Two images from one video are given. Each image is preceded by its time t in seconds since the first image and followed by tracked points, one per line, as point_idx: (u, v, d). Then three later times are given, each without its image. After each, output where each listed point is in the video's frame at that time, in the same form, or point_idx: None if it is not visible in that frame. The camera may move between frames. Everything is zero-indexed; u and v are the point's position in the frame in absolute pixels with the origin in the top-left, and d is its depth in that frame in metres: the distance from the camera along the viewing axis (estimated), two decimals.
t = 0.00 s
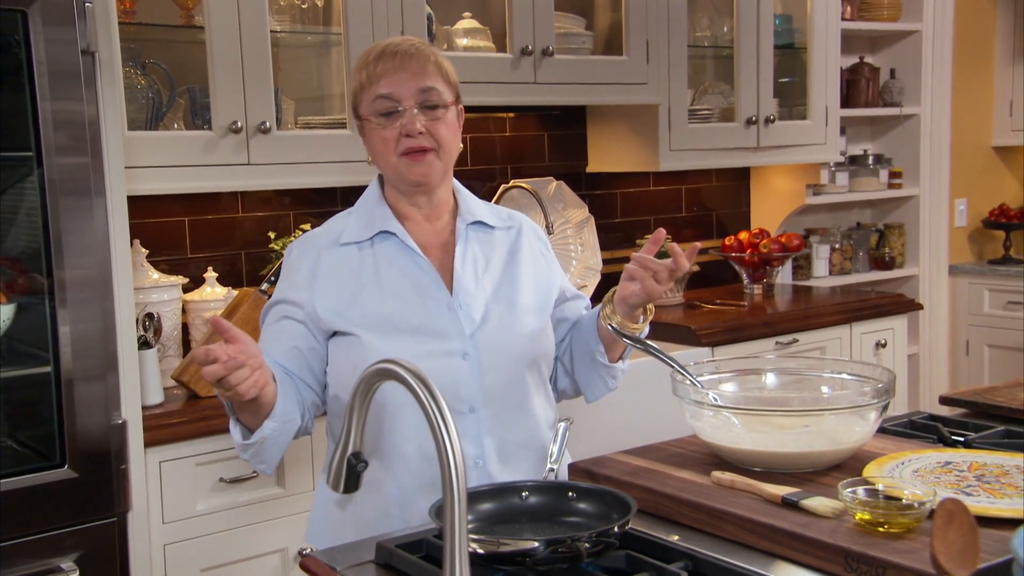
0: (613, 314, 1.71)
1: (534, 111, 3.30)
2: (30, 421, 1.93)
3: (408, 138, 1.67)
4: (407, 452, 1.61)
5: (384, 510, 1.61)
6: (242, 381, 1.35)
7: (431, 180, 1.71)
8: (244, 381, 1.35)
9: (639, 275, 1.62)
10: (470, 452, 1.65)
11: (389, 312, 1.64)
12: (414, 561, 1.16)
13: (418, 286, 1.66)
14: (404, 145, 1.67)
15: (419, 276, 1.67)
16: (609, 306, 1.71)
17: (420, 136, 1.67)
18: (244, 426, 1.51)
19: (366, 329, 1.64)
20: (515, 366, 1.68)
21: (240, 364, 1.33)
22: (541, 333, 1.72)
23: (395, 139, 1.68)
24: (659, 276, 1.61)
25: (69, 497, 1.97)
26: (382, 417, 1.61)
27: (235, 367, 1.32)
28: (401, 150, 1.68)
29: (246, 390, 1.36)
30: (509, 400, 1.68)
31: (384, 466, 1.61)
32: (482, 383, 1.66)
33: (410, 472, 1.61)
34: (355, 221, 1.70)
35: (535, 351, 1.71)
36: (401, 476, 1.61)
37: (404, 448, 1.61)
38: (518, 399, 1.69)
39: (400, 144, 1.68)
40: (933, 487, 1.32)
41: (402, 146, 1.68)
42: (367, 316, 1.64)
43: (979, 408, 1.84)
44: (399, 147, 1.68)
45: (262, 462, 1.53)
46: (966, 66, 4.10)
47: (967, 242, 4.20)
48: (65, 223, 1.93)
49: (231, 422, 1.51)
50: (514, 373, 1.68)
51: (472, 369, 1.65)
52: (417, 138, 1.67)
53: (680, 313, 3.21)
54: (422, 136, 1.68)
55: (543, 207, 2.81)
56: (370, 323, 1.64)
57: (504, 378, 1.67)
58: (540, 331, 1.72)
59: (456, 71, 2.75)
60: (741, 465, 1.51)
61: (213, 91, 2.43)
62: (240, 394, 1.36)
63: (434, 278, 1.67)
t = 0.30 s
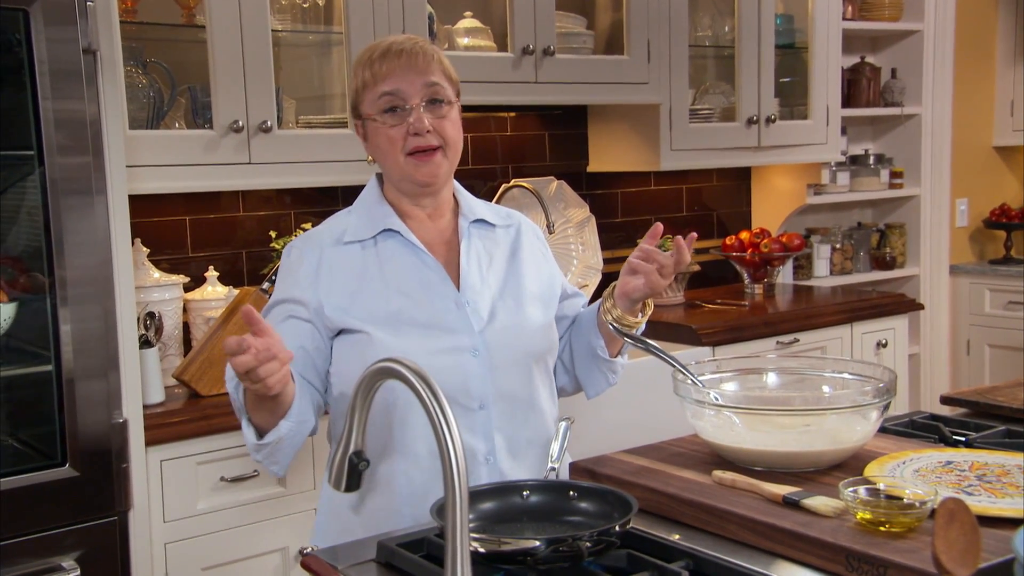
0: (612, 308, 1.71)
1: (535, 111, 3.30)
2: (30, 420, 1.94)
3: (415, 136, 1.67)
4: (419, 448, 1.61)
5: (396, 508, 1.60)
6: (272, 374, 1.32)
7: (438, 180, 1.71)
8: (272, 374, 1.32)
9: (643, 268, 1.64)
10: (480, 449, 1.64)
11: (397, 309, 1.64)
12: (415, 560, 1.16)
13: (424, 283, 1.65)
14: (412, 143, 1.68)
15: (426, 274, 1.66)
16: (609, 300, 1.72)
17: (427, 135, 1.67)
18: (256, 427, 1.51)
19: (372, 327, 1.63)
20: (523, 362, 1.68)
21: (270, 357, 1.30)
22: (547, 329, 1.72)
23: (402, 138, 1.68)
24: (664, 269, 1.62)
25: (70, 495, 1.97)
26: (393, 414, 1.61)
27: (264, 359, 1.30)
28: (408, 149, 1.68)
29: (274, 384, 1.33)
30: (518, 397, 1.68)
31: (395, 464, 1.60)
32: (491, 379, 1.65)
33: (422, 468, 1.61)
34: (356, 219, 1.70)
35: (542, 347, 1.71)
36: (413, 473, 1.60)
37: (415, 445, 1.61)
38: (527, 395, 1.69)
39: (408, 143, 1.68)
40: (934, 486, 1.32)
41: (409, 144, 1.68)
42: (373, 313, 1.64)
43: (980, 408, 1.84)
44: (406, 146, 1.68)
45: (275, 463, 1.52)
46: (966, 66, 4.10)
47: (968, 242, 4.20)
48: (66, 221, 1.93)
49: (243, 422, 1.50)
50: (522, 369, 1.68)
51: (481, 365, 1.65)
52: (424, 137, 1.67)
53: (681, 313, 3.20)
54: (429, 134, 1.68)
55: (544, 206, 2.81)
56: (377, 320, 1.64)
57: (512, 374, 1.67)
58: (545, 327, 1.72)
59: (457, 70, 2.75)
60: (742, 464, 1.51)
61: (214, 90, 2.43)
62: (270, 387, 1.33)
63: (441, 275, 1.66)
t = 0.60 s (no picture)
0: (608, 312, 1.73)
1: (534, 112, 3.31)
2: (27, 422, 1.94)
3: (428, 134, 1.68)
4: (416, 450, 1.60)
5: (393, 510, 1.60)
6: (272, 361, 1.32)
7: (442, 180, 1.71)
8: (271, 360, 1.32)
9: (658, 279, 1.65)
10: (478, 451, 1.64)
11: (394, 311, 1.64)
12: (414, 561, 1.16)
13: (421, 285, 1.66)
14: (423, 141, 1.68)
15: (423, 275, 1.66)
16: (607, 305, 1.73)
17: (440, 134, 1.68)
18: (255, 426, 1.51)
19: (370, 328, 1.63)
20: (521, 365, 1.69)
21: (261, 345, 1.30)
22: (544, 331, 1.73)
23: (415, 133, 1.68)
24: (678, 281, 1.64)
25: (68, 498, 1.97)
26: (391, 416, 1.60)
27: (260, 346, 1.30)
28: (419, 145, 1.69)
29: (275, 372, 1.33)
30: (515, 399, 1.68)
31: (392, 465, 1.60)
32: (489, 381, 1.65)
33: (420, 471, 1.60)
34: (353, 220, 1.70)
35: (539, 350, 1.71)
36: (411, 475, 1.60)
37: (413, 447, 1.61)
38: (524, 398, 1.69)
39: (420, 139, 1.68)
40: (932, 486, 1.32)
41: (420, 141, 1.68)
42: (370, 314, 1.64)
43: (978, 408, 1.84)
44: (417, 142, 1.68)
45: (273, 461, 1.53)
46: (964, 66, 4.10)
47: (965, 243, 4.20)
48: (64, 223, 1.93)
49: (239, 420, 1.50)
50: (519, 371, 1.68)
51: (479, 367, 1.65)
52: (436, 136, 1.68)
53: (679, 314, 3.20)
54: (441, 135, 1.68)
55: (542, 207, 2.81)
56: (374, 322, 1.64)
57: (509, 376, 1.67)
58: (543, 330, 1.72)
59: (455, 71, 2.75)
60: (741, 464, 1.51)
61: (212, 92, 2.43)
62: (269, 376, 1.33)
63: (438, 277, 1.66)
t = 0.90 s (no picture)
0: (603, 316, 1.73)
1: (530, 114, 3.31)
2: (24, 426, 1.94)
3: (419, 138, 1.68)
4: (409, 456, 1.60)
5: (387, 514, 1.60)
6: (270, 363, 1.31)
7: (435, 183, 1.71)
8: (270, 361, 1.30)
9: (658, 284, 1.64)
10: (472, 457, 1.65)
11: (389, 315, 1.64)
12: (411, 564, 1.16)
13: (416, 289, 1.66)
14: (414, 145, 1.68)
15: (418, 279, 1.66)
16: (601, 309, 1.73)
17: (430, 138, 1.68)
18: (252, 429, 1.52)
19: (365, 332, 1.63)
20: (516, 370, 1.69)
21: (262, 349, 1.29)
22: (538, 336, 1.73)
23: (404, 137, 1.68)
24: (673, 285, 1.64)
25: (65, 500, 1.97)
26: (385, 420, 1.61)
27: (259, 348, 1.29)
28: (408, 149, 1.68)
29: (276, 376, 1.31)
30: (510, 404, 1.68)
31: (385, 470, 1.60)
32: (483, 386, 1.66)
33: (413, 476, 1.60)
34: (349, 224, 1.70)
35: (534, 354, 1.71)
36: (403, 480, 1.60)
37: (406, 452, 1.61)
38: (519, 403, 1.70)
39: (409, 143, 1.68)
40: (929, 487, 1.32)
41: (411, 145, 1.68)
42: (366, 318, 1.64)
43: (974, 409, 1.84)
44: (407, 146, 1.68)
45: (269, 465, 1.53)
46: (959, 69, 4.11)
47: (961, 245, 4.21)
48: (60, 226, 1.93)
49: (238, 423, 1.51)
50: (514, 376, 1.69)
51: (474, 371, 1.65)
52: (427, 140, 1.68)
53: (676, 316, 3.21)
54: (432, 138, 1.68)
55: (539, 209, 2.81)
56: (370, 325, 1.64)
57: (504, 381, 1.68)
58: (538, 334, 1.72)
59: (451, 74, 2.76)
60: (737, 466, 1.51)
61: (208, 95, 2.43)
62: (270, 380, 1.31)
63: (433, 281, 1.66)
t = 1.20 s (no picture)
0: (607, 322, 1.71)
1: (532, 118, 3.31)
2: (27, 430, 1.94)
3: (416, 143, 1.68)
4: (415, 463, 1.60)
5: (393, 522, 1.60)
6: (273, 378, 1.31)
7: (435, 186, 1.71)
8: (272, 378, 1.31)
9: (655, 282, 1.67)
10: (478, 462, 1.65)
11: (394, 321, 1.64)
12: (413, 567, 1.16)
13: (421, 295, 1.66)
14: (412, 149, 1.68)
15: (423, 285, 1.66)
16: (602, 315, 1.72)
17: (427, 142, 1.68)
18: (258, 439, 1.51)
19: (370, 338, 1.63)
20: (521, 375, 1.69)
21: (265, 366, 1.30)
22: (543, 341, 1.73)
23: (401, 141, 1.68)
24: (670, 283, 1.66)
25: (67, 504, 1.97)
26: (391, 428, 1.60)
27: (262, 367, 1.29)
28: (407, 153, 1.69)
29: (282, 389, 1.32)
30: (516, 409, 1.68)
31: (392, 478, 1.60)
32: (489, 391, 1.66)
33: (419, 483, 1.60)
34: (353, 229, 1.69)
35: (539, 359, 1.72)
36: (410, 487, 1.60)
37: (413, 459, 1.60)
38: (525, 408, 1.70)
39: (407, 147, 1.68)
40: (931, 490, 1.32)
41: (408, 149, 1.68)
42: (370, 324, 1.64)
43: (976, 412, 1.84)
44: (405, 151, 1.68)
45: (274, 475, 1.53)
46: (960, 71, 4.11)
47: (963, 247, 4.21)
48: (63, 230, 1.93)
49: (244, 433, 1.51)
50: (519, 382, 1.69)
51: (479, 377, 1.65)
52: (424, 144, 1.68)
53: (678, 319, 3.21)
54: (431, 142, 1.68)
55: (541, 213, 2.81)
56: (375, 331, 1.64)
57: (510, 386, 1.68)
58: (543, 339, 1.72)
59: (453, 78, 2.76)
60: (740, 469, 1.51)
61: (211, 99, 2.44)
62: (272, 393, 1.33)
63: (438, 286, 1.66)
